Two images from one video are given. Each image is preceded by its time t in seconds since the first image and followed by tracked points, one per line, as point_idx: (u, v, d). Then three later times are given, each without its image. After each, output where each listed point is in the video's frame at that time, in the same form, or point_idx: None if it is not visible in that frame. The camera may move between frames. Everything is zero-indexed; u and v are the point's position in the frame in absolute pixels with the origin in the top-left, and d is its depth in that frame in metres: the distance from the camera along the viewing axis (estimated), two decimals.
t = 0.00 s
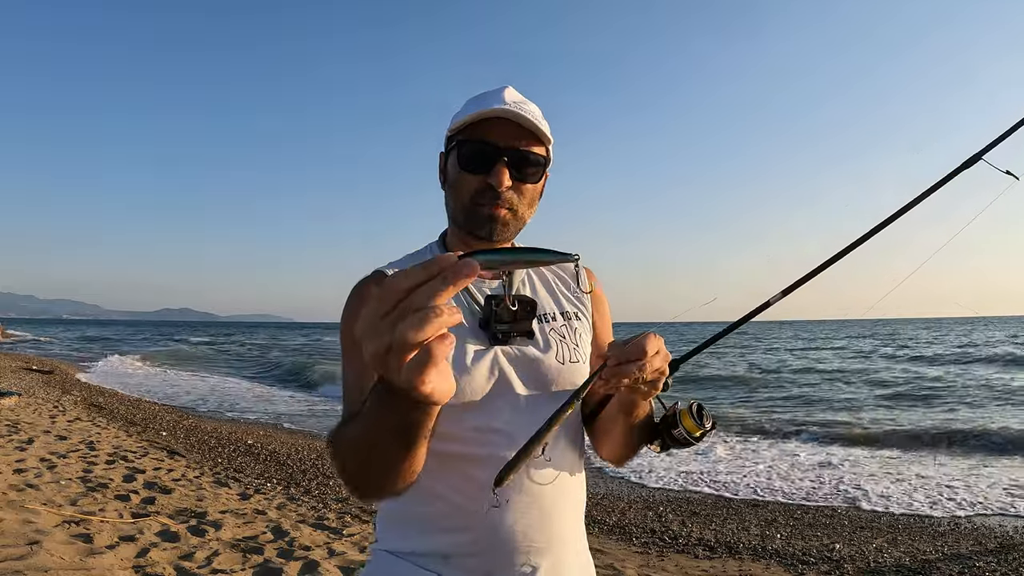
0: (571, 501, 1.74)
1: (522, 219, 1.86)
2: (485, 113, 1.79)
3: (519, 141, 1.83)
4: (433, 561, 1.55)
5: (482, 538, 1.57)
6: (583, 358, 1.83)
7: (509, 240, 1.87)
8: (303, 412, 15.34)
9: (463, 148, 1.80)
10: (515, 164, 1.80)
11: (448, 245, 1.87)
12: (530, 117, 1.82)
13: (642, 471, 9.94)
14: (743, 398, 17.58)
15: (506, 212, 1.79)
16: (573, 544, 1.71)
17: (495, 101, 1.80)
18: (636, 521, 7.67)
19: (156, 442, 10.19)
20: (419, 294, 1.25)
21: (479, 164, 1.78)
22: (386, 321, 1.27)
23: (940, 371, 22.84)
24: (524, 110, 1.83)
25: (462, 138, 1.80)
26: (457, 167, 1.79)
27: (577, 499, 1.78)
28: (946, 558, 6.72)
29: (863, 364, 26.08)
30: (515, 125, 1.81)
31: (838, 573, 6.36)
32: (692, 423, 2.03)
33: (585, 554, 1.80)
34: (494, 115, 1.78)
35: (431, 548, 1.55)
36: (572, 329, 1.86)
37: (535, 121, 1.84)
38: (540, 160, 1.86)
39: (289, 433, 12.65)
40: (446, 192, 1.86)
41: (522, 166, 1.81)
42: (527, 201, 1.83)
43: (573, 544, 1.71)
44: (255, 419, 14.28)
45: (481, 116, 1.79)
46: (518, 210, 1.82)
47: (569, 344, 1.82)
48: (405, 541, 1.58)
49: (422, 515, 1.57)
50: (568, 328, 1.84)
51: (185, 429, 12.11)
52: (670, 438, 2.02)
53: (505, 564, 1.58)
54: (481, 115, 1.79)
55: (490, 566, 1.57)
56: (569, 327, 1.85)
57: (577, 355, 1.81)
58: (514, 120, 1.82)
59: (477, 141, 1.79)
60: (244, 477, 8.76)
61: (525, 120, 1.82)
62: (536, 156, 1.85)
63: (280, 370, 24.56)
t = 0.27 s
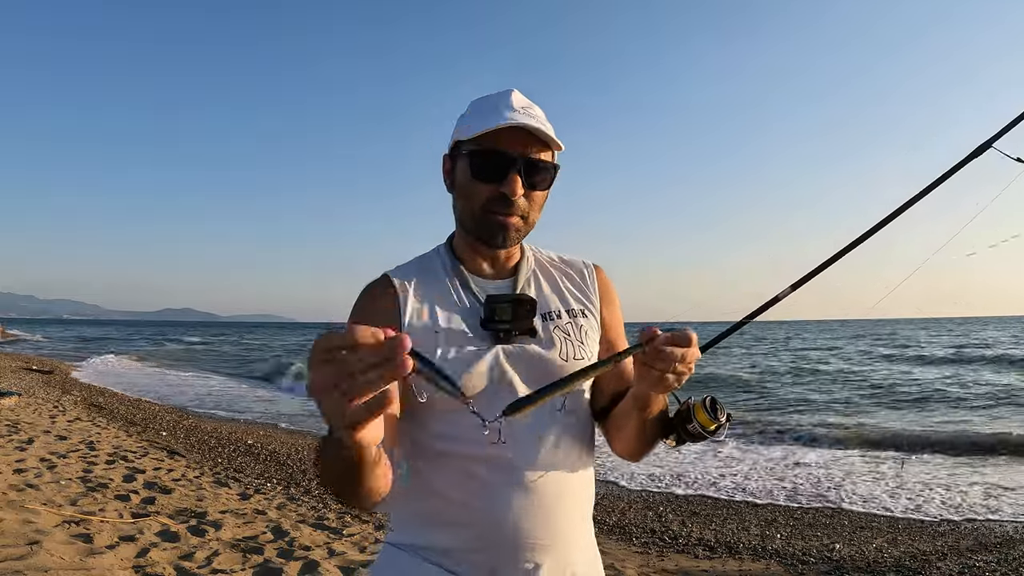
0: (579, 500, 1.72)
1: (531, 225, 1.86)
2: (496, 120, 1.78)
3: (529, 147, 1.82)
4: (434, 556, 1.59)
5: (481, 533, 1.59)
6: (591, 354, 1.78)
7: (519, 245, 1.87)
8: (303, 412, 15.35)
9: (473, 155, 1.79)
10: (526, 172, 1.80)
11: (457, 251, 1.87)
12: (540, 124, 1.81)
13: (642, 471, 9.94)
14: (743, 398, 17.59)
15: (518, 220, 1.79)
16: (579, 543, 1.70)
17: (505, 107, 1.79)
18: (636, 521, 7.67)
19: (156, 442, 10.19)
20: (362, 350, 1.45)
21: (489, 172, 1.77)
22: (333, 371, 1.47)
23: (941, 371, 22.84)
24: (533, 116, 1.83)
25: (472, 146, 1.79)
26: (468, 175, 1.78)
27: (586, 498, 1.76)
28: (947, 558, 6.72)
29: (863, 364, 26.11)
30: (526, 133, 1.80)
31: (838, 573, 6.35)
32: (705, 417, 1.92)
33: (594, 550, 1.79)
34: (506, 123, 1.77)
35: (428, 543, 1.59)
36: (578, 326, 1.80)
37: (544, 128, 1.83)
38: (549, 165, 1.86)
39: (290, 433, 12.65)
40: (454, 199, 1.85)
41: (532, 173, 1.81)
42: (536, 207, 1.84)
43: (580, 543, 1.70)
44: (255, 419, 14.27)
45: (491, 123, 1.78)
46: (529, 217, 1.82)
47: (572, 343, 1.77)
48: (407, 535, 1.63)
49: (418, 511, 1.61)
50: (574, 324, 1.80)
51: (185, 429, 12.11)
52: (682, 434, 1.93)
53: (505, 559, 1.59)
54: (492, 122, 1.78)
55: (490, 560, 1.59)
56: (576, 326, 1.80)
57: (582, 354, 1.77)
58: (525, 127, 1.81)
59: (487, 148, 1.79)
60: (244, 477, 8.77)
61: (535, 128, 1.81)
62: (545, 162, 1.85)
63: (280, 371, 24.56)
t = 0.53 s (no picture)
0: (578, 505, 1.66)
1: (536, 223, 1.85)
2: (496, 119, 1.78)
3: (531, 144, 1.81)
4: (429, 548, 1.63)
5: (473, 530, 1.60)
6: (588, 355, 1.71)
7: (526, 244, 1.87)
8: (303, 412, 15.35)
9: (476, 154, 1.79)
10: (529, 169, 1.79)
11: (465, 253, 1.90)
12: (541, 120, 1.80)
13: (642, 471, 9.94)
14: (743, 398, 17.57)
15: (522, 217, 1.79)
16: (576, 549, 1.63)
17: (506, 105, 1.79)
18: (636, 521, 7.67)
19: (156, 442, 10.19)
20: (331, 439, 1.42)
21: (492, 170, 1.78)
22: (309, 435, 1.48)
23: (940, 372, 22.86)
24: (535, 112, 1.82)
25: (474, 145, 1.80)
26: (471, 174, 1.79)
27: (589, 502, 1.69)
28: (947, 558, 6.72)
29: (862, 364, 26.12)
30: (528, 129, 1.79)
31: (838, 573, 6.36)
32: (727, 410, 1.81)
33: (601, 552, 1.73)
34: (506, 121, 1.77)
35: (423, 540, 1.65)
36: (574, 325, 1.80)
37: (546, 124, 1.82)
38: (553, 161, 1.84)
39: (290, 433, 12.65)
40: (460, 200, 1.86)
41: (536, 169, 1.80)
42: (541, 203, 1.83)
43: (577, 549, 1.64)
44: (255, 419, 14.26)
45: (492, 121, 1.78)
46: (533, 214, 1.82)
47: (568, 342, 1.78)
48: (409, 527, 1.69)
49: (417, 506, 1.68)
50: (571, 323, 1.80)
51: (185, 429, 12.11)
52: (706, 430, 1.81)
53: (494, 557, 1.58)
54: (493, 121, 1.78)
55: (481, 557, 1.59)
56: (572, 323, 1.80)
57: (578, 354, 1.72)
58: (527, 124, 1.80)
59: (489, 147, 1.79)
60: (244, 477, 8.77)
61: (537, 124, 1.80)
62: (549, 157, 1.84)
63: (279, 371, 24.54)
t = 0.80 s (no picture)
0: (570, 507, 1.64)
1: (534, 215, 1.84)
2: (490, 113, 1.80)
3: (524, 136, 1.81)
4: (419, 546, 1.65)
5: (459, 529, 1.60)
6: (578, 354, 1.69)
7: (524, 236, 1.84)
8: (304, 412, 15.35)
9: (470, 148, 1.82)
10: (522, 160, 1.79)
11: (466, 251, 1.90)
12: (534, 113, 1.81)
13: (642, 470, 9.94)
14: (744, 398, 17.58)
15: (515, 206, 1.77)
16: (567, 551, 1.61)
17: (499, 100, 1.82)
18: (636, 521, 7.67)
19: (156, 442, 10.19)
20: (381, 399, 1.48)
21: (485, 161, 1.79)
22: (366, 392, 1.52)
23: (940, 372, 22.87)
24: (529, 107, 1.83)
25: (469, 140, 1.83)
26: (465, 167, 1.81)
27: (582, 504, 1.66)
28: (946, 558, 6.72)
29: (862, 364, 26.12)
30: (520, 123, 1.81)
31: (838, 573, 6.35)
32: (740, 388, 1.73)
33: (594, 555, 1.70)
34: (498, 114, 1.79)
35: (414, 535, 1.67)
36: (567, 324, 1.73)
37: (540, 117, 1.83)
38: (548, 154, 1.84)
39: (290, 433, 12.65)
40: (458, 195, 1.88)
41: (529, 160, 1.80)
42: (537, 194, 1.81)
43: (568, 552, 1.61)
44: (256, 419, 14.26)
45: (485, 115, 1.80)
46: (529, 205, 1.79)
47: (559, 344, 1.70)
48: (402, 523, 1.71)
49: (410, 501, 1.69)
50: (563, 323, 1.73)
51: (185, 429, 12.11)
52: (724, 412, 1.76)
53: (480, 558, 1.58)
54: (486, 115, 1.81)
55: (466, 558, 1.59)
56: (565, 322, 1.73)
57: (569, 357, 1.68)
58: (519, 118, 1.82)
59: (482, 140, 1.81)
60: (244, 477, 8.76)
61: (530, 116, 1.81)
62: (544, 150, 1.83)
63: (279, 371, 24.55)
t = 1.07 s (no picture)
0: (566, 508, 1.63)
1: (531, 216, 1.83)
2: (488, 112, 1.80)
3: (522, 136, 1.80)
4: (414, 545, 1.65)
5: (454, 529, 1.60)
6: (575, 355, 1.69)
7: (521, 237, 1.84)
8: (304, 412, 15.36)
9: (469, 146, 1.82)
10: (520, 161, 1.79)
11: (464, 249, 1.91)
12: (533, 112, 1.80)
13: (642, 470, 9.94)
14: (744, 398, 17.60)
15: (510, 207, 1.77)
16: (561, 553, 1.60)
17: (498, 99, 1.81)
18: (636, 521, 7.67)
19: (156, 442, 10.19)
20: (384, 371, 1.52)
21: (482, 161, 1.79)
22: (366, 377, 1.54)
23: (940, 371, 22.88)
24: (529, 106, 1.81)
25: (467, 138, 1.82)
26: (463, 166, 1.81)
27: (578, 505, 1.66)
28: (946, 558, 6.71)
29: (863, 364, 26.14)
30: (518, 122, 1.79)
31: (838, 573, 6.35)
32: (725, 399, 1.79)
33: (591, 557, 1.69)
34: (496, 113, 1.78)
35: (410, 534, 1.67)
36: (562, 326, 1.73)
37: (538, 116, 1.81)
38: (547, 154, 1.83)
39: (290, 433, 12.66)
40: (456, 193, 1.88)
41: (527, 161, 1.79)
42: (534, 195, 1.81)
43: (563, 554, 1.60)
44: (256, 419, 14.26)
45: (484, 113, 1.80)
46: (526, 206, 1.79)
47: (556, 344, 1.70)
48: (398, 523, 1.71)
49: (406, 501, 1.70)
50: (559, 324, 1.73)
51: (185, 429, 12.11)
52: (709, 421, 1.78)
53: (473, 559, 1.57)
54: (485, 113, 1.80)
55: (460, 559, 1.58)
56: (560, 324, 1.73)
57: (564, 359, 1.68)
58: (518, 117, 1.80)
59: (480, 138, 1.81)
60: (244, 477, 8.76)
61: (528, 116, 1.80)
62: (542, 151, 1.82)
63: (280, 371, 24.56)
